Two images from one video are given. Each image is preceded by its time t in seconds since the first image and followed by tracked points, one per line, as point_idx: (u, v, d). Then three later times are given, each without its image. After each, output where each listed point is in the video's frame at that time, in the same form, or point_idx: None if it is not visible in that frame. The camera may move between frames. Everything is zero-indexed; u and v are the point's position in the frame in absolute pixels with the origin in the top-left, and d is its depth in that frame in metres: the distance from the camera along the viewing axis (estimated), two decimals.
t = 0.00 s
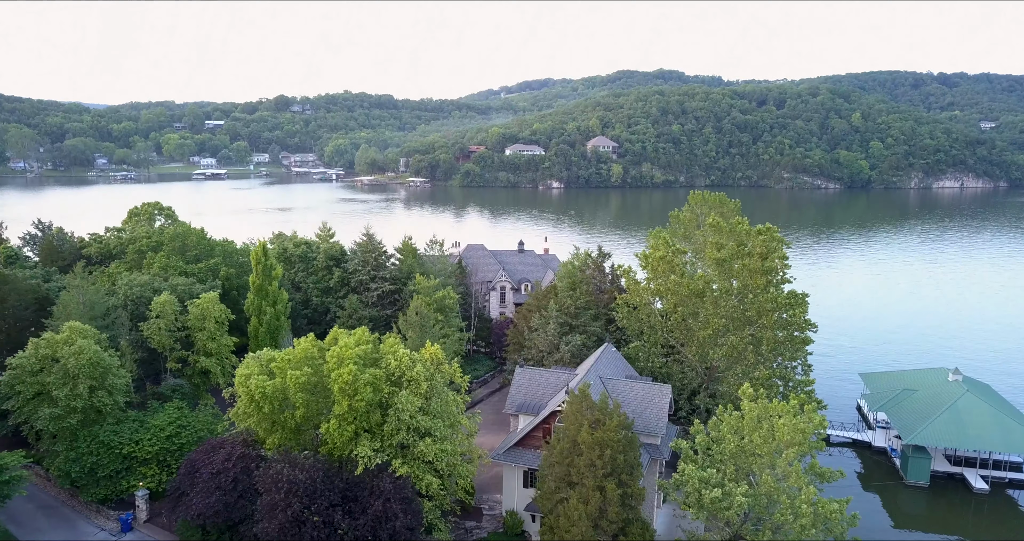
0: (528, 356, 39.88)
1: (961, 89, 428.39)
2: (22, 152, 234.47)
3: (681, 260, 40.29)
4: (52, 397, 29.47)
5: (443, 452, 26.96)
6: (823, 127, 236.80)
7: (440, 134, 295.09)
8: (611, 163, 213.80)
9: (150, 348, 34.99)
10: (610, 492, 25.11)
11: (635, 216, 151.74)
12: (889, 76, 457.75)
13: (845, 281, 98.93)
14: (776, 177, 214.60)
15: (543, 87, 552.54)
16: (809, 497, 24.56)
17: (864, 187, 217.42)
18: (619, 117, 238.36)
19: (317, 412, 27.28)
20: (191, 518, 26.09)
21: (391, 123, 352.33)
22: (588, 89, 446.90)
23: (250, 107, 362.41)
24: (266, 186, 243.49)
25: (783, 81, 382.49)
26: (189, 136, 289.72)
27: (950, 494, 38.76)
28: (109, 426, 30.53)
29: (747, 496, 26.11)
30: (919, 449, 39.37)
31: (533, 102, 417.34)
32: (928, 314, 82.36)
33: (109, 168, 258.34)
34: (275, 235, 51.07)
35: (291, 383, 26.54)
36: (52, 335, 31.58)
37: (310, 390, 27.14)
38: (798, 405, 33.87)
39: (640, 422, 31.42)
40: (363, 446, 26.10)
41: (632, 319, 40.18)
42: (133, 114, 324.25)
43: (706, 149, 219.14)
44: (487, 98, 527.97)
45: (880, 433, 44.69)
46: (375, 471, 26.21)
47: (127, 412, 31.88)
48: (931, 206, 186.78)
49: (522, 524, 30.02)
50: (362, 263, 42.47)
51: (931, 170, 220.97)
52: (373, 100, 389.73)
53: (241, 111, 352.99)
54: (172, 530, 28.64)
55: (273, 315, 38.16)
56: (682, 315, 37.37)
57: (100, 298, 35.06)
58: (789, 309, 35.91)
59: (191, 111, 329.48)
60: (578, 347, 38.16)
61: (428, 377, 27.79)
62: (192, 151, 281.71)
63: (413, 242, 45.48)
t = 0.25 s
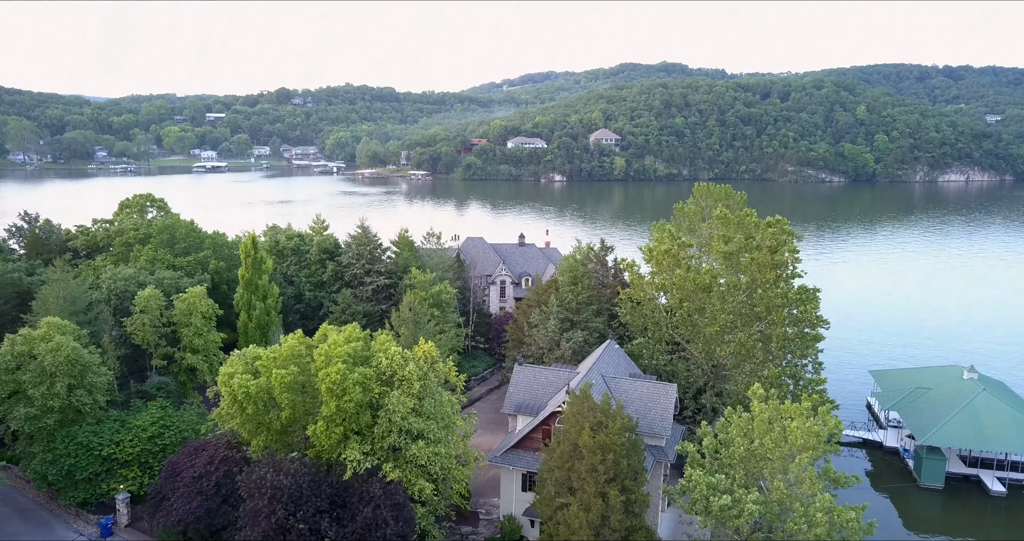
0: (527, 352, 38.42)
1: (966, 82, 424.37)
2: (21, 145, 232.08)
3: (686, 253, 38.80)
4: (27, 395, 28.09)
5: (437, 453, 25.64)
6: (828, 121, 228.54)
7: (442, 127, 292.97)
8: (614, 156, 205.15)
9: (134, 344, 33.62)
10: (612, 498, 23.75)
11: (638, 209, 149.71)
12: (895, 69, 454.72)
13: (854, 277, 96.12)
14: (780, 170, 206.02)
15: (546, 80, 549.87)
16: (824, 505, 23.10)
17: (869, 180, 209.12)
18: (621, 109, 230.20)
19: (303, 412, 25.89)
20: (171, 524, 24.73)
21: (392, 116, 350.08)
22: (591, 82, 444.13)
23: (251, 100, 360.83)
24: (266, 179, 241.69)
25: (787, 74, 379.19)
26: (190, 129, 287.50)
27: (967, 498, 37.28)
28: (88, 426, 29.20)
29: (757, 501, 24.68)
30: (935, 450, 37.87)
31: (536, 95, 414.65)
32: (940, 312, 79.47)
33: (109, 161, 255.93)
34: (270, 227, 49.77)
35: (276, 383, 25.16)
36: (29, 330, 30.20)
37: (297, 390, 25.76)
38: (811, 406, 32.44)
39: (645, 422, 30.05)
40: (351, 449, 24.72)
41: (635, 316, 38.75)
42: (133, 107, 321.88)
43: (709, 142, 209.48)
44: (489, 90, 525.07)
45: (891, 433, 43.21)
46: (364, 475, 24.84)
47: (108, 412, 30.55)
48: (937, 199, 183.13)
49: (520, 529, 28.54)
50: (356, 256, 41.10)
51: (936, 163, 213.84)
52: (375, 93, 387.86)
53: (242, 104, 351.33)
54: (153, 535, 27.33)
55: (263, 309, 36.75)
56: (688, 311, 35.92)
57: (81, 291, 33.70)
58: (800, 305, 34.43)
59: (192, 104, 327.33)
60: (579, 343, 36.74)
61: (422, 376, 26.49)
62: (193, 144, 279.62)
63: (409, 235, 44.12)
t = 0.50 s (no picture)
0: (526, 351, 36.84)
1: (973, 75, 419.76)
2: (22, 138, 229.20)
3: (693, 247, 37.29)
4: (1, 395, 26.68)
5: (430, 458, 24.23)
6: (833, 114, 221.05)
7: (444, 119, 290.59)
8: (617, 148, 200.23)
9: (117, 342, 32.26)
10: (615, 507, 22.31)
11: (641, 203, 147.53)
12: (901, 61, 451.11)
13: (862, 272, 93.23)
14: (785, 163, 199.12)
15: (550, 72, 546.96)
16: (842, 516, 21.57)
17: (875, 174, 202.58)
18: (625, 102, 225.50)
19: (288, 415, 24.42)
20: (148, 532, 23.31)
21: (395, 109, 347.67)
22: (595, 74, 440.88)
23: (253, 92, 359.02)
24: (267, 172, 239.86)
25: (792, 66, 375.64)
26: (191, 121, 285.10)
27: (986, 503, 35.73)
28: (66, 428, 27.83)
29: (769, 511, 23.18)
30: (951, 453, 36.30)
31: (539, 88, 411.40)
32: (952, 310, 76.61)
33: (110, 154, 253.18)
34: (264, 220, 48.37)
35: (259, 385, 23.72)
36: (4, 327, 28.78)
37: (282, 392, 24.29)
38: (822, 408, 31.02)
39: (650, 425, 28.62)
40: (339, 453, 23.29)
41: (639, 312, 37.34)
42: (134, 99, 319.25)
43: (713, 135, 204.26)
44: (492, 83, 522.09)
45: (904, 433, 41.70)
46: (352, 482, 23.42)
47: (88, 413, 29.22)
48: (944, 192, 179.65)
49: (518, 536, 26.98)
50: (350, 249, 39.68)
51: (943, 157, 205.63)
52: (377, 86, 385.76)
53: (244, 96, 349.33)
54: None
55: (253, 304, 35.29)
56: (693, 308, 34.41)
57: (62, 286, 32.28)
58: (813, 302, 32.88)
59: (193, 96, 325.00)
60: (581, 341, 35.23)
61: (416, 377, 25.11)
62: (194, 136, 277.36)
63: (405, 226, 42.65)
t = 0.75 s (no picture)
0: (526, 350, 35.44)
1: (981, 67, 415.00)
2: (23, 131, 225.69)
3: (700, 241, 35.88)
4: None
5: (423, 466, 22.86)
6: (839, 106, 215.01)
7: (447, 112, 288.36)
8: (622, 141, 195.57)
9: (99, 340, 30.96)
10: (619, 520, 20.92)
11: (646, 197, 145.47)
12: (908, 53, 447.68)
13: (870, 268, 90.41)
14: (791, 157, 194.19)
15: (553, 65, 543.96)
16: (861, 531, 20.14)
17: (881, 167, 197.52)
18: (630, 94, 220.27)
19: (273, 419, 23.01)
20: None
21: (397, 101, 345.39)
22: (599, 66, 437.64)
23: (256, 85, 357.41)
24: (269, 164, 238.11)
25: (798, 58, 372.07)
26: (193, 114, 282.77)
27: (1005, 509, 34.27)
28: (42, 431, 26.52)
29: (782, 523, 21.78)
30: (969, 456, 34.83)
31: (543, 80, 408.27)
32: (965, 309, 73.79)
33: (111, 146, 250.11)
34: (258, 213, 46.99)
35: (242, 388, 22.30)
36: None
37: (266, 395, 22.91)
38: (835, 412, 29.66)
39: (655, 429, 27.24)
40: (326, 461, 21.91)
41: (644, 309, 35.94)
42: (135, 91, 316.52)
43: (718, 128, 198.44)
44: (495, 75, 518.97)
45: (918, 435, 40.24)
46: (340, 492, 22.04)
47: (66, 415, 27.94)
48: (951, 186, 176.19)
49: None
50: (344, 244, 38.30)
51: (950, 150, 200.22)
52: (380, 78, 383.75)
53: (246, 88, 347.39)
54: None
55: (242, 301, 33.94)
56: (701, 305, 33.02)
57: (42, 282, 30.98)
58: (826, 300, 31.41)
59: (195, 88, 322.65)
60: (583, 340, 33.79)
61: (409, 379, 23.77)
62: (196, 129, 275.13)
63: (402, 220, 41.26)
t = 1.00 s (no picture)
0: (526, 350, 33.96)
1: (990, 60, 410.44)
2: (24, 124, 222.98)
3: (708, 238, 34.44)
4: None
5: (415, 476, 21.46)
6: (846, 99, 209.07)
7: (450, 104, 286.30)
8: (626, 134, 191.56)
9: (80, 340, 29.68)
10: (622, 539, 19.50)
11: (650, 190, 143.43)
12: (915, 45, 444.24)
13: (879, 265, 87.31)
14: (797, 150, 188.69)
15: (557, 58, 541.75)
16: None
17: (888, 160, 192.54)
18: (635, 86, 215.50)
19: (255, 426, 21.63)
20: None
21: (401, 94, 343.30)
22: (603, 59, 434.77)
23: (259, 78, 356.05)
24: (271, 157, 236.59)
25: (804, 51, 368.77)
26: (195, 106, 280.70)
27: None
28: (15, 436, 25.18)
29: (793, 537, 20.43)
30: (988, 463, 33.35)
31: (547, 73, 405.56)
32: (979, 310, 70.70)
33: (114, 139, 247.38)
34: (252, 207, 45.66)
35: (221, 394, 20.93)
36: None
37: (247, 401, 21.54)
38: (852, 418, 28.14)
39: (661, 436, 25.84)
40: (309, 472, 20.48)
41: (650, 308, 34.52)
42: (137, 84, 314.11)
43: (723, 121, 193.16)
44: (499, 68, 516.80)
45: (934, 439, 38.66)
46: (325, 505, 20.63)
47: (43, 418, 26.64)
48: (960, 180, 172.45)
49: None
50: (338, 239, 36.99)
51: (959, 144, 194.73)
52: (383, 70, 381.83)
53: (249, 81, 345.85)
54: None
55: (231, 299, 32.61)
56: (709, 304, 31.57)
57: (20, 278, 29.67)
58: (840, 301, 29.89)
59: (198, 81, 320.56)
60: (585, 340, 32.27)
61: (400, 384, 22.44)
62: (199, 121, 273.12)
63: (399, 214, 39.90)
